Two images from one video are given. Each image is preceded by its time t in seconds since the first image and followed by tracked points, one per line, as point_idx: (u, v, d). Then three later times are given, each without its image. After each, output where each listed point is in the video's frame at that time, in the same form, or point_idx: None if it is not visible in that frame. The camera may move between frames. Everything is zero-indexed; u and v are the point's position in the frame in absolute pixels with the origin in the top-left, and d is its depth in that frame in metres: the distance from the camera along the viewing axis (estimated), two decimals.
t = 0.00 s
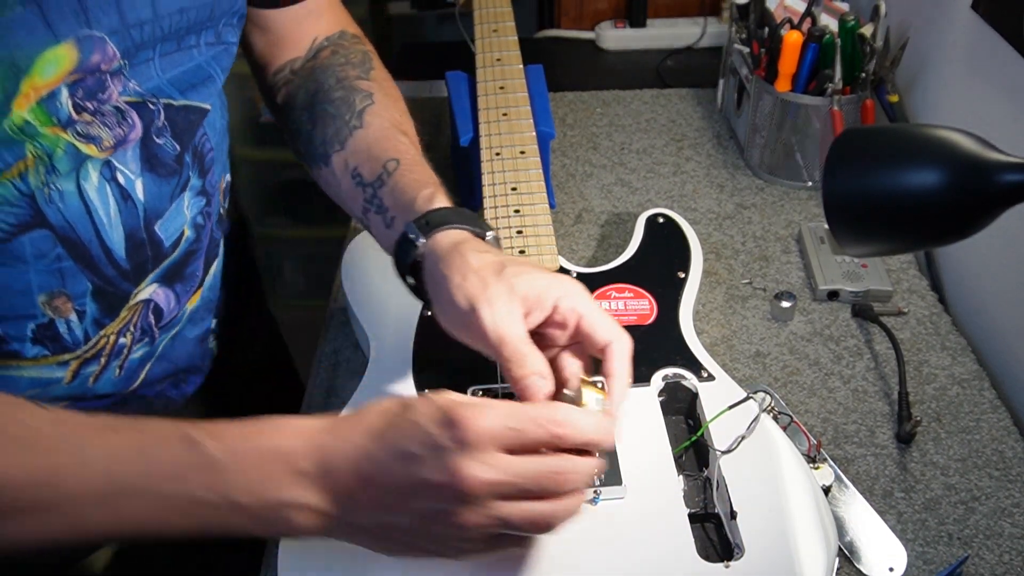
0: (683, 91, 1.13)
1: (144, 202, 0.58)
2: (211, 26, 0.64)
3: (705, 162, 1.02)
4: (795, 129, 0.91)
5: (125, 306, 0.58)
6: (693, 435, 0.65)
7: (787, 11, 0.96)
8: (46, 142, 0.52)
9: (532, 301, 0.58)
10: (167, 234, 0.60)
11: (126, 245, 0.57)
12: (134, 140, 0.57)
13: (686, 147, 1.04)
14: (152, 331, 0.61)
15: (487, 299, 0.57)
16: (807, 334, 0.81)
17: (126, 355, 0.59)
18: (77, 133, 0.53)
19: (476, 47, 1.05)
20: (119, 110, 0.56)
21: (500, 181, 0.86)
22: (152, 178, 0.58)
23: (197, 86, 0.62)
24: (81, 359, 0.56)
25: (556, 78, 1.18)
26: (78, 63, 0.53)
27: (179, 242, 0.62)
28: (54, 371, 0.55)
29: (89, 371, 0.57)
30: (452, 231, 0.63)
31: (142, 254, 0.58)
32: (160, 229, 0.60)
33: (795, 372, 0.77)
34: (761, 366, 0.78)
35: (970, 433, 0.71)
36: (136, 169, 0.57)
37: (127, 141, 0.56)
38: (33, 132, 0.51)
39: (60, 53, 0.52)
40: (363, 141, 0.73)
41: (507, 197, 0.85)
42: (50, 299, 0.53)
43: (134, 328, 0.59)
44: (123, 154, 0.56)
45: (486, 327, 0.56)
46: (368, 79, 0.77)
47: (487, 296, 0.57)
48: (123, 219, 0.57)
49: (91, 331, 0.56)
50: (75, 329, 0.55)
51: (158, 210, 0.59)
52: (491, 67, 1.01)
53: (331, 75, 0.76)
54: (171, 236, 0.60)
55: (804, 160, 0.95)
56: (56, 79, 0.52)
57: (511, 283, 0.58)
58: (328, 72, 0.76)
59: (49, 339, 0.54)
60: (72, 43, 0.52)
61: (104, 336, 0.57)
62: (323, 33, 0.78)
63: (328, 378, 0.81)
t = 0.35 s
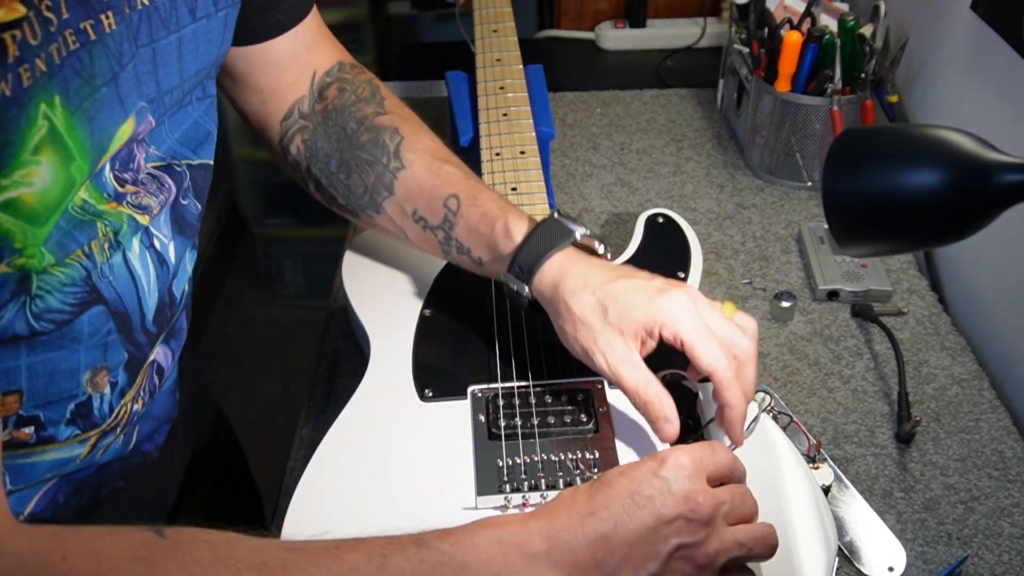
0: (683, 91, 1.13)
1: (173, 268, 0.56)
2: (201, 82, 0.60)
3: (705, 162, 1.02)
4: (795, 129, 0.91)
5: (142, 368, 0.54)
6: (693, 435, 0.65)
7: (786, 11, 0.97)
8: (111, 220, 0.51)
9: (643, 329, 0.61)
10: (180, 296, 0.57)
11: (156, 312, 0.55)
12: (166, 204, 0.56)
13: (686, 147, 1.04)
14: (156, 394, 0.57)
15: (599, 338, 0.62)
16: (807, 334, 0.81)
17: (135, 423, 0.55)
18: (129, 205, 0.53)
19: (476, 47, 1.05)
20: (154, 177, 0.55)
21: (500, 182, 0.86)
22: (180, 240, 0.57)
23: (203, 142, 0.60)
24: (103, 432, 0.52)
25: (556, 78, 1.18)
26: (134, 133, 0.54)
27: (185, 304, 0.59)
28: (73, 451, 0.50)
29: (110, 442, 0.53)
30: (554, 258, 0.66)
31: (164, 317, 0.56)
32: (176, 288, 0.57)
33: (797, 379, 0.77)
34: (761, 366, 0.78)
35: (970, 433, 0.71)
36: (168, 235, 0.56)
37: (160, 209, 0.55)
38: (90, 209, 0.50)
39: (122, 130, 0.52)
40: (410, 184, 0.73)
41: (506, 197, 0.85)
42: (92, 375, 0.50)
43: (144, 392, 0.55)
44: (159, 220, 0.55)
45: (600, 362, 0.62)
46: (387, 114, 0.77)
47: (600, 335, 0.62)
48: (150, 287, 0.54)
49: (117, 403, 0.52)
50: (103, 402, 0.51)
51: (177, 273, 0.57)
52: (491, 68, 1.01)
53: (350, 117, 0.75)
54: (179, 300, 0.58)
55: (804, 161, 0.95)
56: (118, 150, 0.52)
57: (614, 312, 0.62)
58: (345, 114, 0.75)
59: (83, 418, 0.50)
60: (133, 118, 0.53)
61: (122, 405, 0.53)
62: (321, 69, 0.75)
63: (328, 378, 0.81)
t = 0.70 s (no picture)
0: (683, 91, 1.13)
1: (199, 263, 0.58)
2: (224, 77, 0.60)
3: (705, 162, 1.02)
4: (795, 129, 0.91)
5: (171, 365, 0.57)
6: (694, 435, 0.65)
7: (786, 11, 0.97)
8: (140, 207, 0.52)
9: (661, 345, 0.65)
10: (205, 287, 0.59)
11: (184, 305, 0.57)
12: (195, 196, 0.57)
13: (686, 147, 1.04)
14: (183, 391, 0.60)
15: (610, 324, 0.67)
16: (807, 334, 0.81)
17: (162, 417, 0.58)
18: (158, 193, 0.54)
19: (476, 47, 1.05)
20: (182, 167, 0.57)
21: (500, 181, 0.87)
22: (206, 231, 0.59)
23: (226, 135, 0.61)
24: (132, 428, 0.55)
25: (556, 78, 1.18)
26: (159, 118, 0.53)
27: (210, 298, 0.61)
28: (102, 448, 0.53)
29: (136, 438, 0.56)
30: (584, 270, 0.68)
31: (191, 310, 0.58)
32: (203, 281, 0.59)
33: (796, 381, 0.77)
34: (761, 366, 0.78)
35: (970, 433, 0.71)
36: (196, 231, 0.57)
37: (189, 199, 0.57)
38: (121, 197, 0.51)
39: (149, 111, 0.52)
40: (421, 182, 0.71)
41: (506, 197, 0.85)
42: (120, 369, 0.53)
43: (171, 388, 0.58)
44: (187, 210, 0.57)
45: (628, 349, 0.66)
46: (396, 118, 0.74)
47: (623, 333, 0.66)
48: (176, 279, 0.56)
49: (145, 398, 0.55)
50: (132, 398, 0.54)
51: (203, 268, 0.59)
52: (491, 67, 1.01)
53: (358, 121, 0.73)
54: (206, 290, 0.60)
55: (805, 161, 0.95)
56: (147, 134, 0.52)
57: (641, 303, 0.66)
58: (352, 118, 0.72)
59: (112, 413, 0.53)
60: (161, 102, 0.53)
61: (151, 402, 0.56)
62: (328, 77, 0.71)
63: (328, 378, 0.81)
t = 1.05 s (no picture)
0: (683, 91, 1.14)
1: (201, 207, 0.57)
2: (279, 35, 0.60)
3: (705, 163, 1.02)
4: (795, 129, 0.91)
5: (175, 292, 0.58)
6: (693, 435, 0.66)
7: (787, 11, 0.97)
8: (116, 142, 0.51)
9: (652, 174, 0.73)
10: (220, 233, 0.60)
11: (183, 240, 0.57)
12: (203, 144, 0.56)
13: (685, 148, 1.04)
14: (194, 319, 0.61)
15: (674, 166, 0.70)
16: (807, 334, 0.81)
17: (167, 337, 0.59)
18: (149, 134, 0.53)
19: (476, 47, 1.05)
20: (189, 114, 0.55)
21: (500, 182, 0.87)
22: (216, 179, 0.58)
23: (263, 93, 0.60)
24: (128, 337, 0.57)
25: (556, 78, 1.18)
26: (152, 71, 0.52)
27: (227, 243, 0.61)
28: (100, 345, 0.56)
29: (133, 348, 0.57)
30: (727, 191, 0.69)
31: (197, 250, 0.58)
32: (215, 225, 0.59)
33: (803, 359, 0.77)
34: (761, 366, 0.78)
35: (970, 433, 0.71)
36: (198, 171, 0.56)
37: (198, 146, 0.56)
38: (105, 133, 0.51)
39: (137, 61, 0.50)
40: (587, 107, 0.72)
41: (507, 197, 0.86)
42: (105, 281, 0.54)
43: (178, 313, 0.59)
44: (193, 155, 0.56)
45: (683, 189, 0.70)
46: (558, 35, 0.74)
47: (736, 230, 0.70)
48: (168, 214, 0.55)
49: (138, 313, 0.56)
50: (125, 310, 0.55)
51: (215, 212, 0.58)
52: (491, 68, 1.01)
53: (525, 40, 0.74)
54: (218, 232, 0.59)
55: (805, 161, 0.95)
56: (132, 86, 0.51)
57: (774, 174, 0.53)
58: (518, 37, 0.74)
59: (101, 318, 0.55)
60: (149, 54, 0.51)
61: (151, 317, 0.57)
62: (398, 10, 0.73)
63: (329, 377, 0.81)
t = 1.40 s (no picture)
0: (683, 91, 1.14)
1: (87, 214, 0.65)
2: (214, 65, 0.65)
3: (705, 163, 1.02)
4: (795, 129, 0.91)
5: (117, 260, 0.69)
6: (693, 434, 0.66)
7: (786, 11, 0.97)
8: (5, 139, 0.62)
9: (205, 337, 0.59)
10: (137, 233, 0.67)
11: (86, 234, 0.66)
12: (87, 165, 0.63)
13: (686, 148, 1.04)
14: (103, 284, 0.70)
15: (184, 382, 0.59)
16: (807, 333, 0.81)
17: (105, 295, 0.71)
18: (26, 154, 0.62)
19: (476, 47, 1.05)
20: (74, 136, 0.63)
21: (500, 182, 0.87)
22: (112, 193, 0.65)
23: (174, 123, 0.65)
24: (62, 289, 0.69)
25: (556, 78, 1.18)
26: (22, 115, 0.61)
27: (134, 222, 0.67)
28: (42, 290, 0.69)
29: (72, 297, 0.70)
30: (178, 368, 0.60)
31: (109, 242, 0.67)
32: (129, 227, 0.67)
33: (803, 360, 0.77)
34: (761, 366, 0.78)
35: (970, 433, 0.71)
36: (80, 179, 0.63)
37: (83, 164, 0.63)
38: None
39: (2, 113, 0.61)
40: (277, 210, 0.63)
41: (507, 197, 0.86)
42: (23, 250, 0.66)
43: (108, 283, 0.70)
44: (89, 171, 0.63)
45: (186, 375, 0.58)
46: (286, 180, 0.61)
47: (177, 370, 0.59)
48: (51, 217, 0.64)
49: (68, 276, 0.68)
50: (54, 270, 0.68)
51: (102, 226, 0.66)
52: (491, 67, 1.01)
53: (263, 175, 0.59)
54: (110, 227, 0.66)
55: (805, 161, 0.95)
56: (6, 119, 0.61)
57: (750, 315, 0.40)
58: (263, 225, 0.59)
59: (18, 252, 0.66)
60: (20, 108, 0.61)
61: (79, 279, 0.69)
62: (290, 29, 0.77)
63: (329, 377, 0.81)
